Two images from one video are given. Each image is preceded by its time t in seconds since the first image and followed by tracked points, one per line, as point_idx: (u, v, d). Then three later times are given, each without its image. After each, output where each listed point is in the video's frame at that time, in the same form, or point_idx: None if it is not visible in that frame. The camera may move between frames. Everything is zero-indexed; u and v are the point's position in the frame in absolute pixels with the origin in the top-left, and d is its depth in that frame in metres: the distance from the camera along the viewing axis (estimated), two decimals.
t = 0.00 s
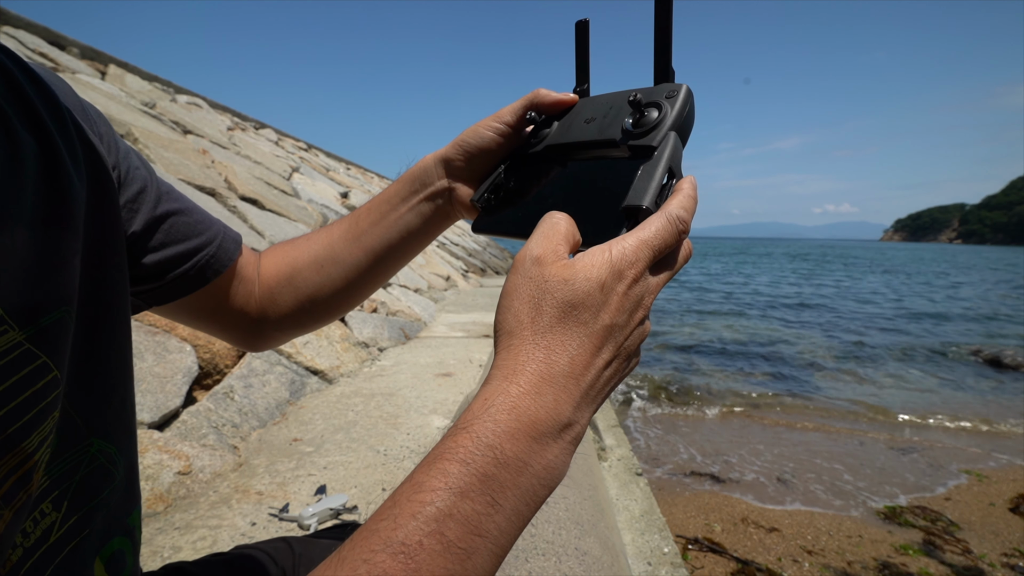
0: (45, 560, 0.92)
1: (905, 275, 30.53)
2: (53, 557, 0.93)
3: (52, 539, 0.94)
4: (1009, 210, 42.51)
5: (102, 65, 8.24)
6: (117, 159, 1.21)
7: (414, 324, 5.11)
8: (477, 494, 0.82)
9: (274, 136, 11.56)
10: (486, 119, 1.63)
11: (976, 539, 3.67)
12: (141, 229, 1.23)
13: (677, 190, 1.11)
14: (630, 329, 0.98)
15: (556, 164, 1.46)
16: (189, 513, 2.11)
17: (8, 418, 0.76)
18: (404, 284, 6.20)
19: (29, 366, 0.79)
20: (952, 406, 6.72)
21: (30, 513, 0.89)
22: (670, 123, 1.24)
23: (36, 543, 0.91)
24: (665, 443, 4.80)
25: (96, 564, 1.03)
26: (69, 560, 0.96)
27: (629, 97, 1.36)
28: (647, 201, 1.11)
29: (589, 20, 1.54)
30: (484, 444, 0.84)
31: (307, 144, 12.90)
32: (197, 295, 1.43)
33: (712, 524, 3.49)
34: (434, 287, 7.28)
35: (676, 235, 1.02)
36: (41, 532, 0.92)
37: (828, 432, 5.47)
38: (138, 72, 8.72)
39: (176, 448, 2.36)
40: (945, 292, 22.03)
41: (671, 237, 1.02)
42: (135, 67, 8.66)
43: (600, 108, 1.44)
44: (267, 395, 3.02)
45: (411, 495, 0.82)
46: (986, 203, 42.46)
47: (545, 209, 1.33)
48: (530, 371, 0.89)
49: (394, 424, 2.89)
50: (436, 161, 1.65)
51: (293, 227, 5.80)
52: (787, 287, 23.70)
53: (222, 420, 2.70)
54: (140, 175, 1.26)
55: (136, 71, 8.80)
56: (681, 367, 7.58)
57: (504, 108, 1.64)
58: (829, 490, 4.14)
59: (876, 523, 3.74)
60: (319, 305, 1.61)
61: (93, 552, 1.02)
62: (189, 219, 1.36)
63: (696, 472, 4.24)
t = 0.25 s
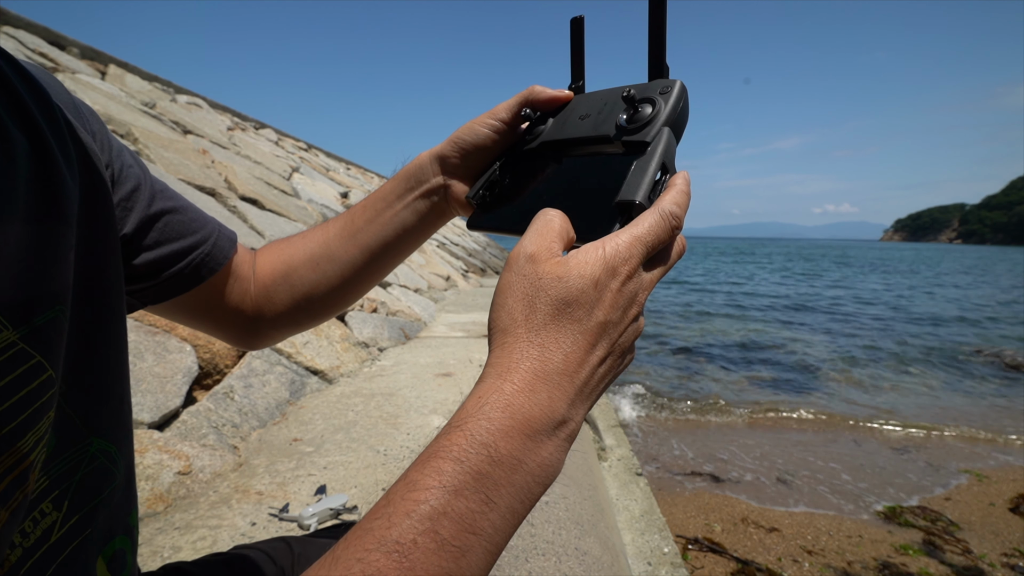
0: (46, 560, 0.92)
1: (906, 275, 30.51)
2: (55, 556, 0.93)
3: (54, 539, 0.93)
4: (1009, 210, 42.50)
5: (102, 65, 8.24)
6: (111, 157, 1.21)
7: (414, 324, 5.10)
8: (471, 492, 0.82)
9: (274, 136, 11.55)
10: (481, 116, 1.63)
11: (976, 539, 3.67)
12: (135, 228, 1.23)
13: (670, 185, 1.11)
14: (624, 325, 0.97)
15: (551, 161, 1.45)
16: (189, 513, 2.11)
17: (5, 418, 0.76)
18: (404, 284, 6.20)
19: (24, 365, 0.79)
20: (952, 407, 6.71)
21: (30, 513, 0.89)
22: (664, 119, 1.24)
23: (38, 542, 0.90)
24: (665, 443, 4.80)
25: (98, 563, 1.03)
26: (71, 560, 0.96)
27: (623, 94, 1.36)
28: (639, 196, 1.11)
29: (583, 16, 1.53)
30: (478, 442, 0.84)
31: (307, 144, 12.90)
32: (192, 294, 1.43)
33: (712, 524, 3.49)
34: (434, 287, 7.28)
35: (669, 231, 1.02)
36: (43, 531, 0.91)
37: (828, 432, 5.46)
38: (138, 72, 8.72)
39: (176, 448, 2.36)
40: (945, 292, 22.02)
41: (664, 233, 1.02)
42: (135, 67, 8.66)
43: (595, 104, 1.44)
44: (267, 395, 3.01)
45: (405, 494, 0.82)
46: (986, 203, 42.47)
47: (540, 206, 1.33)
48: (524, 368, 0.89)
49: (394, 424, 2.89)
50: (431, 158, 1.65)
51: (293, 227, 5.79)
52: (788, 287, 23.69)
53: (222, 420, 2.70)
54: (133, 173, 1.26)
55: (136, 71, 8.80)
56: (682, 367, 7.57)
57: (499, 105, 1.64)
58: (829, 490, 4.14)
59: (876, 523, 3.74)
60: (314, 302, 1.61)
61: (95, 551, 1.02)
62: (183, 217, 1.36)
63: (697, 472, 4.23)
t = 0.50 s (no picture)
0: (53, 559, 0.92)
1: (906, 275, 30.50)
2: (61, 555, 0.93)
3: (59, 537, 0.94)
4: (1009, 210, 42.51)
5: (102, 65, 8.24)
6: (108, 155, 1.21)
7: (414, 324, 5.10)
8: (471, 490, 0.82)
9: (274, 136, 11.55)
10: (479, 114, 1.63)
11: (976, 539, 3.67)
12: (133, 226, 1.23)
13: (669, 183, 1.11)
14: (624, 323, 0.97)
15: (549, 158, 1.45)
16: (189, 513, 2.10)
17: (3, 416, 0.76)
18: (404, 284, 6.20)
19: (21, 363, 0.79)
20: (953, 407, 6.70)
21: (33, 511, 0.89)
22: (662, 116, 1.24)
23: (42, 541, 0.90)
24: (665, 443, 4.79)
25: (103, 562, 1.03)
26: (76, 558, 0.96)
27: (621, 91, 1.36)
28: (638, 194, 1.11)
29: (581, 13, 1.53)
30: (479, 440, 0.84)
31: (307, 144, 12.90)
32: (190, 292, 1.43)
33: (712, 524, 3.49)
34: (434, 287, 7.28)
35: (668, 228, 1.02)
36: (48, 530, 0.92)
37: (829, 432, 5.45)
38: (138, 71, 8.72)
39: (176, 448, 2.36)
40: (945, 292, 22.02)
41: (663, 232, 1.02)
42: (135, 67, 8.66)
43: (593, 101, 1.43)
44: (267, 395, 3.01)
45: (405, 492, 0.82)
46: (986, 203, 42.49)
47: (538, 204, 1.33)
48: (524, 366, 0.89)
49: (394, 424, 2.89)
50: (429, 156, 1.64)
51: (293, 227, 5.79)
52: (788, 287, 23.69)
53: (222, 420, 2.70)
54: (131, 171, 1.26)
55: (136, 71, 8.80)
56: (682, 367, 7.57)
57: (497, 103, 1.64)
58: (829, 490, 4.14)
59: (876, 523, 3.74)
60: (312, 300, 1.61)
61: (100, 550, 1.03)
62: (181, 215, 1.36)
63: (697, 472, 4.23)
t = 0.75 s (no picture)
0: (56, 558, 0.92)
1: (906, 275, 30.50)
2: (65, 553, 0.94)
3: (63, 536, 0.94)
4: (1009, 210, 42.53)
5: (102, 65, 8.24)
6: (108, 154, 1.21)
7: (414, 324, 5.10)
8: (476, 486, 0.82)
9: (275, 136, 11.55)
10: (479, 112, 1.63)
11: (976, 539, 3.67)
12: (134, 225, 1.23)
13: (670, 182, 1.11)
14: (626, 321, 0.97)
15: (549, 157, 1.45)
16: (189, 513, 2.10)
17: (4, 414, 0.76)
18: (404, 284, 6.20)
19: (22, 361, 0.79)
20: (953, 407, 6.70)
21: (36, 510, 0.89)
22: (663, 114, 1.24)
23: (45, 540, 0.90)
24: (665, 444, 4.79)
25: (105, 561, 1.03)
26: (79, 557, 0.96)
27: (622, 89, 1.36)
28: (640, 193, 1.12)
29: (581, 11, 1.53)
30: (483, 437, 0.84)
31: (307, 144, 12.90)
32: (191, 291, 1.43)
33: (712, 524, 3.49)
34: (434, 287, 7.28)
35: (670, 227, 1.02)
36: (51, 529, 0.92)
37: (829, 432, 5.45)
38: (138, 71, 8.72)
39: (176, 448, 2.36)
40: (945, 292, 22.02)
41: (665, 230, 1.02)
42: (135, 67, 8.66)
43: (593, 100, 1.43)
44: (267, 395, 3.01)
45: (409, 488, 0.81)
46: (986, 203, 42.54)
47: (539, 203, 1.33)
48: (528, 364, 0.89)
49: (394, 424, 2.89)
50: (429, 154, 1.64)
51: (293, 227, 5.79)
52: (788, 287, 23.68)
53: (222, 420, 2.70)
54: (131, 170, 1.26)
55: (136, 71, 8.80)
56: (682, 367, 7.57)
57: (497, 101, 1.64)
58: (829, 490, 4.14)
59: (876, 523, 3.74)
60: (313, 299, 1.61)
61: (103, 549, 1.03)
62: (182, 214, 1.36)
63: (697, 472, 4.23)
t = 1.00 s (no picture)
0: (57, 557, 0.92)
1: (906, 275, 30.50)
2: (65, 552, 0.93)
3: (63, 535, 0.94)
4: (1009, 210, 42.55)
5: (102, 65, 8.24)
6: (110, 153, 1.20)
7: (414, 324, 5.11)
8: (481, 483, 0.82)
9: (274, 136, 11.56)
10: (480, 112, 1.63)
11: (976, 539, 3.67)
12: (135, 225, 1.23)
13: (673, 181, 1.12)
14: (629, 319, 0.98)
15: (551, 157, 1.45)
16: (189, 513, 2.10)
17: (6, 413, 0.76)
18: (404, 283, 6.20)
19: (23, 361, 0.79)
20: (953, 407, 6.70)
21: (36, 510, 0.89)
22: (665, 113, 1.24)
23: (45, 539, 0.90)
24: (666, 444, 4.79)
25: (105, 560, 1.03)
26: (80, 555, 0.96)
27: (623, 89, 1.36)
28: (643, 192, 1.12)
29: (581, 10, 1.53)
30: (487, 433, 0.84)
31: (307, 144, 12.90)
32: (192, 291, 1.43)
33: (712, 524, 3.49)
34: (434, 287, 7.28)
35: (672, 224, 1.03)
36: (51, 528, 0.92)
37: (828, 432, 5.45)
38: (138, 72, 8.72)
39: (176, 448, 2.36)
40: (945, 292, 22.02)
41: (668, 228, 1.02)
42: (135, 67, 8.66)
43: (595, 99, 1.43)
44: (267, 395, 3.02)
45: (414, 484, 0.82)
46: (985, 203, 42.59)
47: (541, 202, 1.32)
48: (532, 361, 0.89)
49: (394, 424, 2.89)
50: (430, 154, 1.64)
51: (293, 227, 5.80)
52: (788, 287, 23.68)
53: (222, 420, 2.70)
54: (132, 170, 1.26)
55: (136, 71, 8.80)
56: (682, 367, 7.57)
57: (498, 101, 1.64)
58: (829, 490, 4.14)
59: (876, 523, 3.74)
60: (314, 299, 1.61)
61: (103, 548, 1.03)
62: (183, 213, 1.36)
63: (697, 472, 4.23)
